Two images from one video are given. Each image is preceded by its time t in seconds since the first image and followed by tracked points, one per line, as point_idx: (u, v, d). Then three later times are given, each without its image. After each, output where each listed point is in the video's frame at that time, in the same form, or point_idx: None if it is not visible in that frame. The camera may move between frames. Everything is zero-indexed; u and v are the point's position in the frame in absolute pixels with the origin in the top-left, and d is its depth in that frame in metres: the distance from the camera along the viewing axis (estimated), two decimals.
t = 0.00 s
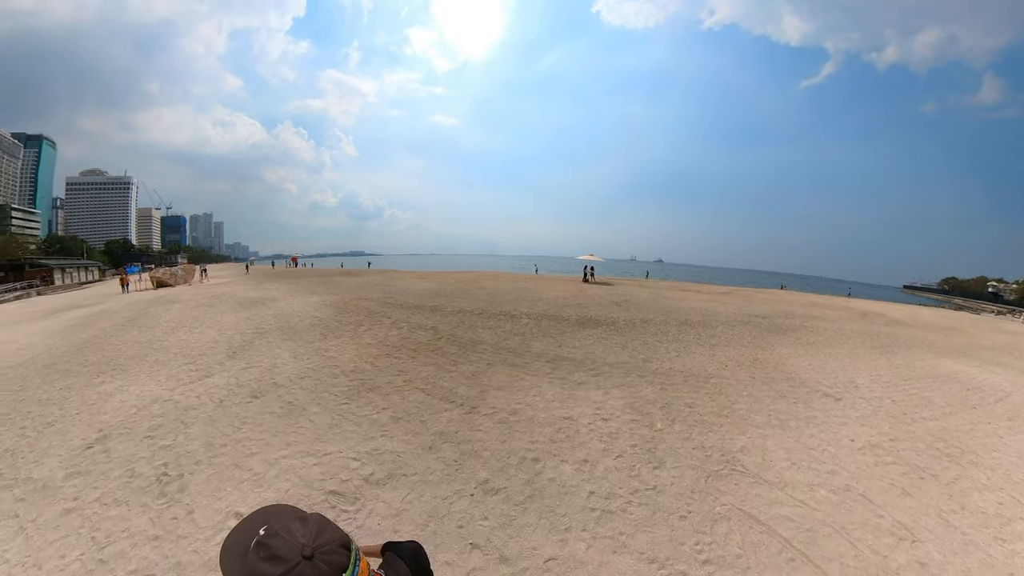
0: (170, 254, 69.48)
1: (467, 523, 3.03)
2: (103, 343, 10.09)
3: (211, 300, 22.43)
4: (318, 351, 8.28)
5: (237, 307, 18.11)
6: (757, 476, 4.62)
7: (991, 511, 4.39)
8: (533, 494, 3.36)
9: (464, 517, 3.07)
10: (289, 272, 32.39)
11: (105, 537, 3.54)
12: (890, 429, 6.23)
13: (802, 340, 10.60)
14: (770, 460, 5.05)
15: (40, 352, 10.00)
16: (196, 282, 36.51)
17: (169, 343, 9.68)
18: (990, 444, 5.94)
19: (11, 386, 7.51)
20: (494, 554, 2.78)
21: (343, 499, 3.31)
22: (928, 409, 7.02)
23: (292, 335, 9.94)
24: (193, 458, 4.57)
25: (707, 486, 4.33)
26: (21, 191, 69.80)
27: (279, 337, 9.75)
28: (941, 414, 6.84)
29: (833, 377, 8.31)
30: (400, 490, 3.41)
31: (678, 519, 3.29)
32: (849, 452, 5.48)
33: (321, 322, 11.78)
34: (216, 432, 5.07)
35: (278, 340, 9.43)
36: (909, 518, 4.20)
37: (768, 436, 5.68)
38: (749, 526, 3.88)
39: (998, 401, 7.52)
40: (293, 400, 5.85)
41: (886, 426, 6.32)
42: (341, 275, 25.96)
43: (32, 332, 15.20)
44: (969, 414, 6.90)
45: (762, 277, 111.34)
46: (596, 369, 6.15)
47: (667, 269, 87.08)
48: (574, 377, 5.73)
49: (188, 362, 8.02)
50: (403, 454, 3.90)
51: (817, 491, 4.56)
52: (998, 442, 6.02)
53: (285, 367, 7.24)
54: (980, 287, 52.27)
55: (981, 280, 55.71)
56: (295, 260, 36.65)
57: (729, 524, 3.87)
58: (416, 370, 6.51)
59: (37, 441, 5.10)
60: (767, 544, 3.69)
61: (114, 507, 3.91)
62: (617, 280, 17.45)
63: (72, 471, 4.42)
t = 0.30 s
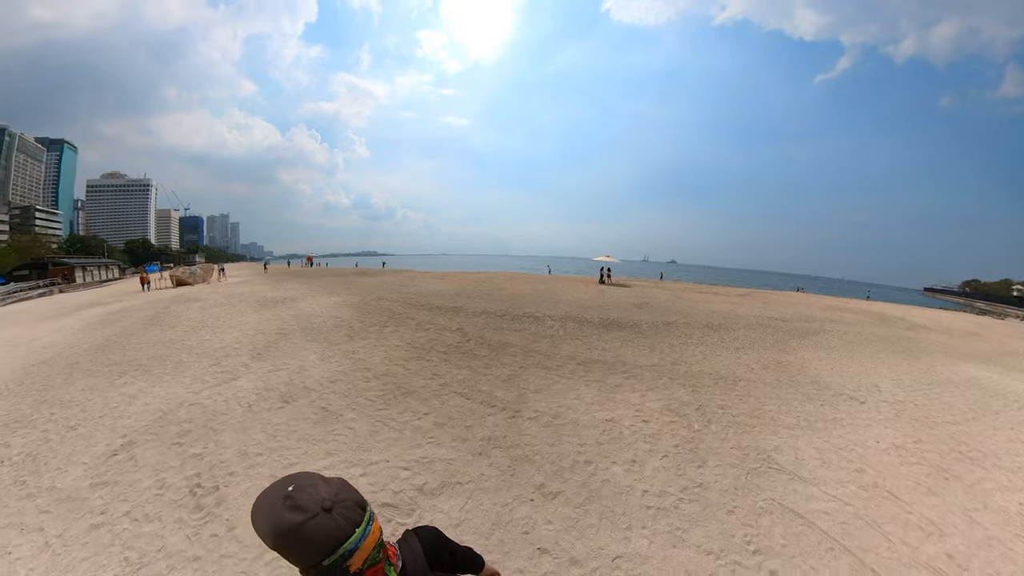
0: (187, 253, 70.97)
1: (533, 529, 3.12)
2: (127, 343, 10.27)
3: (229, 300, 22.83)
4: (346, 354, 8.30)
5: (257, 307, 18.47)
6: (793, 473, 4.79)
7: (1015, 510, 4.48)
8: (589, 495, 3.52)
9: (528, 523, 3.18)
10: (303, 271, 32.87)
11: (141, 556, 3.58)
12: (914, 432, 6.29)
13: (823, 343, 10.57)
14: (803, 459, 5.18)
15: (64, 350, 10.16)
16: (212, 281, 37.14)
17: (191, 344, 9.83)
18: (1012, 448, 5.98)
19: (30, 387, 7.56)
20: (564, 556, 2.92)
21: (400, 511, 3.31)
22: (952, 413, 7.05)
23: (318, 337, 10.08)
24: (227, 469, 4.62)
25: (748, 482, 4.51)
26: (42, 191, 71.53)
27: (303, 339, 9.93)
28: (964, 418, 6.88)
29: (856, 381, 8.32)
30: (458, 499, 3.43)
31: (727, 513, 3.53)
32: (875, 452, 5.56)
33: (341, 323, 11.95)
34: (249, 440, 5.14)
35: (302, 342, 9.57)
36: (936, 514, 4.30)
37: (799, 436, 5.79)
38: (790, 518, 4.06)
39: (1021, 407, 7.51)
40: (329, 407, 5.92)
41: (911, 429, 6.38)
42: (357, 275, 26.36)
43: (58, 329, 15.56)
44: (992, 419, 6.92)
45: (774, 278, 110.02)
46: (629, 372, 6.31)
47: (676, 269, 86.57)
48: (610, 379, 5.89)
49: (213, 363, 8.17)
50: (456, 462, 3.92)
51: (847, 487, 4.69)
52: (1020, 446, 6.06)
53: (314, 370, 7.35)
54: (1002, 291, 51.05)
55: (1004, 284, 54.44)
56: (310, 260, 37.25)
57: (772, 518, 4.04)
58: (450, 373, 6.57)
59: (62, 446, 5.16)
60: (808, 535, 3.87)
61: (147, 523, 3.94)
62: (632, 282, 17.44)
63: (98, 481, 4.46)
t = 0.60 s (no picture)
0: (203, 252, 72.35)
1: (602, 534, 3.13)
2: (148, 341, 10.27)
3: (245, 299, 23.01)
4: (374, 354, 8.11)
5: (275, 306, 18.62)
6: (836, 471, 4.88)
7: None
8: (650, 495, 3.64)
9: (597, 528, 3.15)
10: (316, 271, 33.21)
11: None
12: (945, 433, 6.29)
13: (850, 346, 10.44)
14: (842, 456, 5.23)
15: (83, 348, 10.14)
16: (226, 280, 37.58)
17: (213, 343, 9.81)
18: None
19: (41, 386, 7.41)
20: (638, 559, 2.97)
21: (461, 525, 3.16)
22: (981, 416, 7.03)
23: (342, 337, 10.00)
24: (258, 482, 4.42)
25: (795, 479, 4.64)
26: (63, 191, 73.21)
27: (326, 338, 9.94)
28: (994, 421, 6.86)
29: (884, 383, 8.26)
30: (520, 509, 3.33)
31: (780, 509, 4.05)
32: (909, 451, 5.58)
33: (361, 323, 11.99)
34: (279, 448, 4.95)
35: (325, 342, 9.56)
36: (971, 509, 4.36)
37: (835, 435, 5.84)
38: (839, 512, 4.16)
39: None
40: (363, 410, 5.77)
41: (941, 430, 6.38)
42: (371, 274, 26.57)
43: (77, 327, 15.68)
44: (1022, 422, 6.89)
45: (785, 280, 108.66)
46: (665, 373, 6.38)
47: (685, 270, 86.00)
48: (646, 380, 5.98)
49: (235, 361, 8.09)
50: (511, 467, 3.82)
51: (886, 484, 4.73)
52: None
53: (343, 370, 7.24)
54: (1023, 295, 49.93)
55: None
56: (323, 259, 37.65)
57: (824, 513, 4.12)
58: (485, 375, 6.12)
59: (77, 450, 4.94)
60: (856, 527, 3.96)
61: (172, 544, 3.69)
62: (649, 284, 17.30)
63: (115, 493, 4.23)
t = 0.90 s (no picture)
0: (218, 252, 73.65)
1: (666, 552, 3.09)
2: (169, 344, 10.38)
3: (261, 299, 23.33)
4: (398, 360, 7.88)
5: (293, 307, 18.82)
6: (876, 480, 4.86)
7: None
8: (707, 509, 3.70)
9: (660, 545, 3.12)
10: (330, 271, 33.57)
11: None
12: (978, 442, 6.20)
13: (877, 351, 10.22)
14: (879, 465, 5.21)
15: (106, 348, 10.30)
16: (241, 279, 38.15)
17: (233, 346, 9.88)
18: None
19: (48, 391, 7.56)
20: None
21: (519, 554, 2.99)
22: (1016, 426, 6.89)
23: (365, 342, 9.85)
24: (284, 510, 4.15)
25: (838, 487, 4.64)
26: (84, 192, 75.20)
27: (347, 342, 9.94)
28: None
29: (914, 391, 8.09)
30: (580, 531, 3.19)
31: (828, 517, 4.05)
32: (943, 460, 5.54)
33: (379, 326, 12.01)
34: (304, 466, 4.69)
35: (346, 346, 9.54)
36: (1009, 518, 4.32)
37: (872, 443, 5.81)
38: (884, 521, 4.14)
39: None
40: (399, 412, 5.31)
41: (974, 439, 6.29)
42: (386, 275, 26.79)
43: (96, 326, 15.95)
44: None
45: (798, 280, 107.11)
46: (699, 380, 6.39)
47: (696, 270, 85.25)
48: (682, 387, 5.99)
49: (252, 367, 8.06)
50: (563, 487, 3.66)
51: (924, 492, 4.70)
52: None
53: (370, 380, 7.01)
54: None
55: None
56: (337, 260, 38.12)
57: (869, 521, 4.11)
58: (520, 385, 5.81)
59: (88, 465, 4.90)
60: (901, 536, 3.95)
61: None
62: (667, 286, 17.13)
63: (129, 516, 4.04)
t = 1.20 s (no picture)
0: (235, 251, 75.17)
1: (731, 557, 3.20)
2: (189, 344, 10.39)
3: (279, 299, 23.63)
4: (427, 365, 7.61)
5: (311, 307, 18.97)
6: (915, 483, 4.94)
7: None
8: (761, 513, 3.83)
9: (726, 551, 3.23)
10: (344, 271, 33.93)
11: None
12: (1012, 449, 6.20)
13: (905, 356, 10.10)
14: (915, 469, 5.28)
15: (123, 348, 10.32)
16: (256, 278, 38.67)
17: (253, 347, 9.86)
18: None
19: (58, 393, 7.52)
20: None
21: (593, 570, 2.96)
22: None
23: (391, 343, 9.59)
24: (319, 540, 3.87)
25: (879, 490, 4.73)
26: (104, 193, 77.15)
27: (371, 343, 9.80)
28: None
29: (945, 396, 8.03)
30: (646, 542, 3.22)
31: (873, 519, 4.16)
32: (977, 465, 5.58)
33: (400, 326, 11.96)
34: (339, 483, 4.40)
35: (371, 347, 9.42)
36: None
37: (908, 448, 5.86)
38: (926, 523, 4.22)
39: None
40: (438, 417, 5.23)
41: (1008, 446, 6.29)
42: (401, 275, 27.01)
43: (114, 324, 16.17)
44: None
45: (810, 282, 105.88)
46: (734, 384, 6.48)
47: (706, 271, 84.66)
48: (718, 391, 6.10)
49: (272, 370, 7.98)
50: (624, 497, 3.68)
51: (960, 495, 4.77)
52: None
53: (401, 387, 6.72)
54: None
55: None
56: (351, 260, 38.64)
57: (911, 522, 4.21)
58: (559, 390, 5.70)
59: (100, 477, 4.73)
60: (941, 537, 4.03)
61: None
62: (685, 288, 17.00)
63: (148, 542, 3.82)
